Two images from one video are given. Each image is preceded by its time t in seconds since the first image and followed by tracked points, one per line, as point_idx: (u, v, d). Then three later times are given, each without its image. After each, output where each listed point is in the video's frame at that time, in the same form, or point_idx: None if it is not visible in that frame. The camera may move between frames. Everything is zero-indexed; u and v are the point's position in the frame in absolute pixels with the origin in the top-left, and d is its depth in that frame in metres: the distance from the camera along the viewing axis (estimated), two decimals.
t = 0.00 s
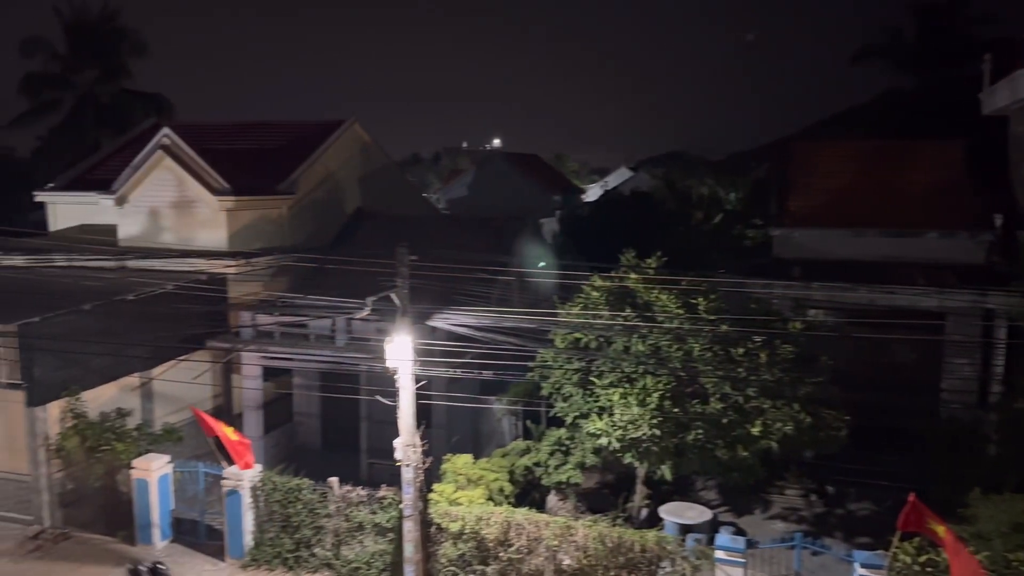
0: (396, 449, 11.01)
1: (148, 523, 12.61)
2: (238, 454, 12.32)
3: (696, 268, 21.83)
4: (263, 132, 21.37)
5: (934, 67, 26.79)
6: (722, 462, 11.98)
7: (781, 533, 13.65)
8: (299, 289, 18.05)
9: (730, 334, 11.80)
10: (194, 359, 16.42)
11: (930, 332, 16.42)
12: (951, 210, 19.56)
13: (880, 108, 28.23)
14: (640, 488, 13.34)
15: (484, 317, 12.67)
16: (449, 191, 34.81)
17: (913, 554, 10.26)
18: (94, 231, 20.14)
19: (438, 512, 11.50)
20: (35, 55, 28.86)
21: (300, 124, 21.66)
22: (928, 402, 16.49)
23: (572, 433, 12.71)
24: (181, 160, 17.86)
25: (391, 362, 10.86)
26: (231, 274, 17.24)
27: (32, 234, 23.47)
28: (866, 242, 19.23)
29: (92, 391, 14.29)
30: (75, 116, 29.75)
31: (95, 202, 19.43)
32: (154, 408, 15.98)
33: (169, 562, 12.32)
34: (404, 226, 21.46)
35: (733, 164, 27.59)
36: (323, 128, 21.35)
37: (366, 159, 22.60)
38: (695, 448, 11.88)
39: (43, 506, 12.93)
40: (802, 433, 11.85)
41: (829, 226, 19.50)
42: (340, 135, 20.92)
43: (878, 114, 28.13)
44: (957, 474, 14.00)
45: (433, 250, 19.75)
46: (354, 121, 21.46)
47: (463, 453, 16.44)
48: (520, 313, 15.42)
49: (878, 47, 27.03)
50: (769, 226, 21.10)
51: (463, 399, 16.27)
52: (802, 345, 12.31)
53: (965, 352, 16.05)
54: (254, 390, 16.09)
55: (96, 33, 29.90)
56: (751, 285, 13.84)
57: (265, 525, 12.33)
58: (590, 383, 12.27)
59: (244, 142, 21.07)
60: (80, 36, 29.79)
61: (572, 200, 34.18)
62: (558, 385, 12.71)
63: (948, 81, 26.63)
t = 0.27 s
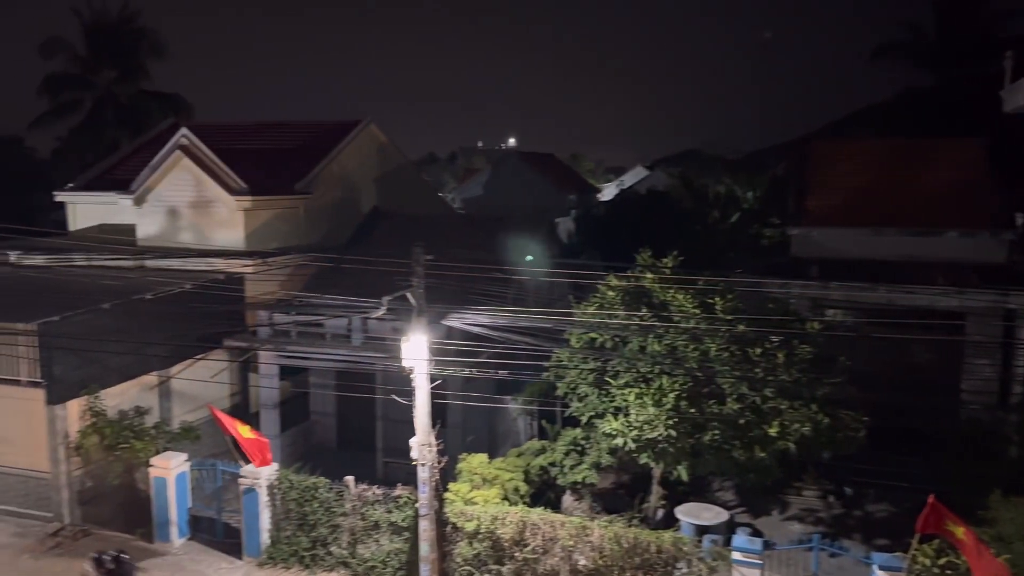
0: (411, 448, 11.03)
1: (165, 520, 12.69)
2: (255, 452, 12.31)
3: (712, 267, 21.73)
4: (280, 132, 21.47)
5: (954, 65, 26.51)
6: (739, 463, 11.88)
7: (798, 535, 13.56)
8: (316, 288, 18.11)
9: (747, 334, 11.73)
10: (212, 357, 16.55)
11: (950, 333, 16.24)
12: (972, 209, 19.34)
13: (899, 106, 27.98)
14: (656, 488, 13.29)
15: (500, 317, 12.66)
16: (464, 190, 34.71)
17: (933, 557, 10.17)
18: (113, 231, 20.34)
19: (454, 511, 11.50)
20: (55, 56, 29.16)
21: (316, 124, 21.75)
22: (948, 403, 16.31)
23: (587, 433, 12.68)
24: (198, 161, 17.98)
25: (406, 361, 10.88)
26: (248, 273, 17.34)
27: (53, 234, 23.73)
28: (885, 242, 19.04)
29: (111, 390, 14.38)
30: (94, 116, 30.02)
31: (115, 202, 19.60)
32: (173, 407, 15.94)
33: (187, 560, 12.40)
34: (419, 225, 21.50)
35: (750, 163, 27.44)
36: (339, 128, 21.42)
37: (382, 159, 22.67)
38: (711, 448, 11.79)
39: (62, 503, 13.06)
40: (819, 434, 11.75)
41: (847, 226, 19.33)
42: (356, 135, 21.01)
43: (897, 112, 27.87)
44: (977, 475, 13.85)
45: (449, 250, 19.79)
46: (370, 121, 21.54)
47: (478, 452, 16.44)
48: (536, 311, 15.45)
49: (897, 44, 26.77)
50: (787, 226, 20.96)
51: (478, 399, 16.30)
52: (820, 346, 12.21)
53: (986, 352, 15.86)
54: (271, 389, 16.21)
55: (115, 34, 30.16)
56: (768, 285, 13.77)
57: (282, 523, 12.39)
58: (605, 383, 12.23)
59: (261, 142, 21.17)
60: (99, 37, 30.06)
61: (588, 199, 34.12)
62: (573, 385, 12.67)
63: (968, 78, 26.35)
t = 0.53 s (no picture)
0: (426, 447, 11.05)
1: (182, 518, 12.78)
2: (269, 452, 12.29)
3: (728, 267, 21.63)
4: (295, 132, 21.57)
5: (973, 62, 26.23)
6: (755, 465, 11.77)
7: (815, 536, 13.46)
8: (331, 287, 18.16)
9: (764, 334, 11.66)
10: (228, 356, 16.64)
11: (969, 333, 16.08)
12: (992, 208, 19.14)
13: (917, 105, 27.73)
14: (671, 489, 13.23)
15: (514, 316, 12.64)
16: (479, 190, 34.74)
17: (951, 559, 10.10)
18: (131, 231, 20.53)
19: (468, 510, 11.50)
20: (73, 57, 29.43)
21: (331, 124, 21.84)
22: (968, 404, 16.14)
23: (602, 433, 12.65)
24: (215, 161, 18.11)
25: (421, 361, 10.90)
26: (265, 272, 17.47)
27: (72, 233, 23.98)
28: (902, 241, 18.88)
29: (128, 388, 14.46)
30: (112, 116, 30.27)
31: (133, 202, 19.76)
32: (190, 406, 16.05)
33: (203, 557, 12.49)
34: (434, 224, 21.55)
35: (765, 162, 27.30)
36: (354, 128, 21.51)
37: (396, 159, 22.74)
38: (727, 449, 11.67)
39: (80, 501, 13.20)
40: (836, 436, 11.64)
41: (864, 225, 19.19)
42: (370, 135, 21.10)
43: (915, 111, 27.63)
44: (997, 478, 13.71)
45: (463, 250, 19.81)
46: (385, 121, 21.62)
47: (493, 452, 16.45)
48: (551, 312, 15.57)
49: (915, 42, 26.53)
50: (803, 225, 20.82)
51: (492, 398, 16.32)
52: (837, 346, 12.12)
53: (1006, 353, 15.68)
54: (287, 388, 16.31)
55: (132, 36, 30.41)
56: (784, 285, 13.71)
57: (298, 521, 12.44)
58: (620, 383, 12.20)
59: (276, 142, 21.27)
60: (117, 39, 30.34)
61: (602, 198, 34.06)
62: (587, 385, 12.65)
63: (987, 76, 26.07)
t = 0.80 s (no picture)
0: (441, 447, 11.06)
1: (200, 516, 12.89)
2: (283, 451, 12.34)
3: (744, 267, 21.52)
4: (312, 133, 21.67)
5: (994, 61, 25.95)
6: (772, 466, 11.70)
7: (833, 538, 13.36)
8: (347, 287, 18.22)
9: (781, 334, 11.60)
10: (245, 356, 16.75)
11: (990, 334, 15.93)
12: (1013, 208, 18.95)
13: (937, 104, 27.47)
14: (687, 490, 13.18)
15: (529, 316, 12.64)
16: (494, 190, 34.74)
17: (970, 562, 9.98)
18: (150, 231, 20.66)
19: (484, 511, 11.50)
20: (93, 60, 29.71)
21: (348, 125, 21.94)
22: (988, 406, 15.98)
23: (618, 434, 12.62)
24: (232, 161, 18.23)
25: (436, 360, 10.92)
26: (282, 272, 17.56)
27: (92, 233, 24.22)
28: (922, 241, 18.70)
29: (146, 387, 14.56)
30: (131, 118, 30.53)
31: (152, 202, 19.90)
32: (207, 405, 16.18)
33: (220, 556, 12.57)
34: (450, 225, 21.58)
35: (782, 161, 27.13)
36: (370, 128, 21.59)
37: (412, 159, 22.80)
38: (744, 450, 11.61)
39: (99, 499, 13.29)
40: (855, 437, 11.55)
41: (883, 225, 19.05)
42: (386, 136, 21.18)
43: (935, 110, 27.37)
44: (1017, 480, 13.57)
45: (479, 250, 19.80)
46: (401, 122, 21.68)
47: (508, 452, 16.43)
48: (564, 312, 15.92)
49: (935, 40, 26.28)
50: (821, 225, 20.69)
51: (507, 398, 16.33)
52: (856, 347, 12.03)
53: None
54: (303, 388, 16.37)
55: (150, 37, 30.63)
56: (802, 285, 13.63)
57: (314, 520, 12.50)
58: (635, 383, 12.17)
59: (293, 142, 21.37)
60: (135, 41, 30.59)
61: (618, 198, 33.98)
62: (603, 385, 12.63)
63: (1008, 74, 25.78)
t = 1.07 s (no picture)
0: (456, 446, 11.06)
1: (216, 515, 12.97)
2: (296, 452, 12.41)
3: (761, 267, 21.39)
4: (327, 133, 21.75)
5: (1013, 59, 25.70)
6: (789, 467, 11.62)
7: (850, 540, 13.26)
8: (362, 286, 18.26)
9: (798, 335, 11.53)
10: (262, 355, 16.84)
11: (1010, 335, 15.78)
12: None
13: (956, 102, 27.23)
14: (703, 491, 13.12)
15: (544, 316, 12.63)
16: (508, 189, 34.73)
17: (990, 565, 9.80)
18: (167, 231, 20.81)
19: (498, 510, 11.49)
20: (111, 61, 29.97)
21: (363, 126, 22.02)
22: (1008, 407, 15.81)
23: (633, 434, 12.57)
24: (249, 162, 18.33)
25: (451, 360, 10.94)
26: (297, 272, 17.64)
27: (110, 234, 24.43)
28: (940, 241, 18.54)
29: (164, 386, 14.66)
30: (149, 118, 30.77)
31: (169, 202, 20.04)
32: (224, 404, 16.25)
33: (237, 554, 12.64)
34: (465, 224, 21.61)
35: (799, 161, 26.96)
36: (385, 129, 21.66)
37: (427, 159, 22.85)
38: (761, 452, 11.54)
39: (116, 497, 13.39)
40: (873, 438, 11.45)
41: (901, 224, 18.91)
42: (401, 136, 21.24)
43: (953, 108, 27.13)
44: None
45: (495, 249, 19.80)
46: (416, 122, 21.73)
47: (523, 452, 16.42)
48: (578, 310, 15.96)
49: (954, 38, 26.05)
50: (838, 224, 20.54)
51: (522, 399, 16.33)
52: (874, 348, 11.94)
53: None
54: (319, 387, 16.43)
55: (167, 39, 30.84)
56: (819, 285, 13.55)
57: (329, 519, 12.55)
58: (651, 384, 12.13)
59: (308, 143, 21.46)
60: (152, 42, 30.82)
61: (633, 198, 33.88)
62: (618, 385, 12.60)
63: None
